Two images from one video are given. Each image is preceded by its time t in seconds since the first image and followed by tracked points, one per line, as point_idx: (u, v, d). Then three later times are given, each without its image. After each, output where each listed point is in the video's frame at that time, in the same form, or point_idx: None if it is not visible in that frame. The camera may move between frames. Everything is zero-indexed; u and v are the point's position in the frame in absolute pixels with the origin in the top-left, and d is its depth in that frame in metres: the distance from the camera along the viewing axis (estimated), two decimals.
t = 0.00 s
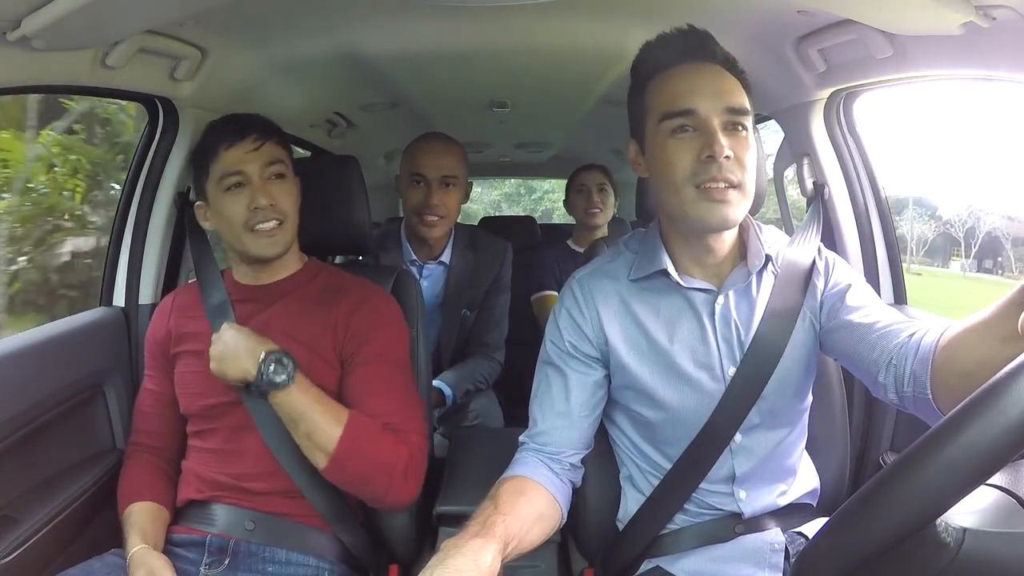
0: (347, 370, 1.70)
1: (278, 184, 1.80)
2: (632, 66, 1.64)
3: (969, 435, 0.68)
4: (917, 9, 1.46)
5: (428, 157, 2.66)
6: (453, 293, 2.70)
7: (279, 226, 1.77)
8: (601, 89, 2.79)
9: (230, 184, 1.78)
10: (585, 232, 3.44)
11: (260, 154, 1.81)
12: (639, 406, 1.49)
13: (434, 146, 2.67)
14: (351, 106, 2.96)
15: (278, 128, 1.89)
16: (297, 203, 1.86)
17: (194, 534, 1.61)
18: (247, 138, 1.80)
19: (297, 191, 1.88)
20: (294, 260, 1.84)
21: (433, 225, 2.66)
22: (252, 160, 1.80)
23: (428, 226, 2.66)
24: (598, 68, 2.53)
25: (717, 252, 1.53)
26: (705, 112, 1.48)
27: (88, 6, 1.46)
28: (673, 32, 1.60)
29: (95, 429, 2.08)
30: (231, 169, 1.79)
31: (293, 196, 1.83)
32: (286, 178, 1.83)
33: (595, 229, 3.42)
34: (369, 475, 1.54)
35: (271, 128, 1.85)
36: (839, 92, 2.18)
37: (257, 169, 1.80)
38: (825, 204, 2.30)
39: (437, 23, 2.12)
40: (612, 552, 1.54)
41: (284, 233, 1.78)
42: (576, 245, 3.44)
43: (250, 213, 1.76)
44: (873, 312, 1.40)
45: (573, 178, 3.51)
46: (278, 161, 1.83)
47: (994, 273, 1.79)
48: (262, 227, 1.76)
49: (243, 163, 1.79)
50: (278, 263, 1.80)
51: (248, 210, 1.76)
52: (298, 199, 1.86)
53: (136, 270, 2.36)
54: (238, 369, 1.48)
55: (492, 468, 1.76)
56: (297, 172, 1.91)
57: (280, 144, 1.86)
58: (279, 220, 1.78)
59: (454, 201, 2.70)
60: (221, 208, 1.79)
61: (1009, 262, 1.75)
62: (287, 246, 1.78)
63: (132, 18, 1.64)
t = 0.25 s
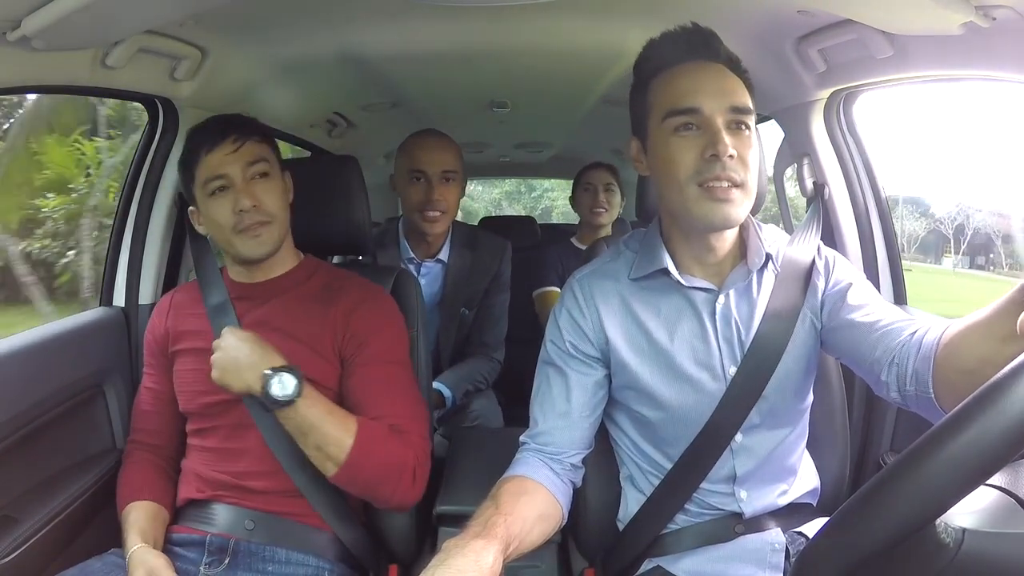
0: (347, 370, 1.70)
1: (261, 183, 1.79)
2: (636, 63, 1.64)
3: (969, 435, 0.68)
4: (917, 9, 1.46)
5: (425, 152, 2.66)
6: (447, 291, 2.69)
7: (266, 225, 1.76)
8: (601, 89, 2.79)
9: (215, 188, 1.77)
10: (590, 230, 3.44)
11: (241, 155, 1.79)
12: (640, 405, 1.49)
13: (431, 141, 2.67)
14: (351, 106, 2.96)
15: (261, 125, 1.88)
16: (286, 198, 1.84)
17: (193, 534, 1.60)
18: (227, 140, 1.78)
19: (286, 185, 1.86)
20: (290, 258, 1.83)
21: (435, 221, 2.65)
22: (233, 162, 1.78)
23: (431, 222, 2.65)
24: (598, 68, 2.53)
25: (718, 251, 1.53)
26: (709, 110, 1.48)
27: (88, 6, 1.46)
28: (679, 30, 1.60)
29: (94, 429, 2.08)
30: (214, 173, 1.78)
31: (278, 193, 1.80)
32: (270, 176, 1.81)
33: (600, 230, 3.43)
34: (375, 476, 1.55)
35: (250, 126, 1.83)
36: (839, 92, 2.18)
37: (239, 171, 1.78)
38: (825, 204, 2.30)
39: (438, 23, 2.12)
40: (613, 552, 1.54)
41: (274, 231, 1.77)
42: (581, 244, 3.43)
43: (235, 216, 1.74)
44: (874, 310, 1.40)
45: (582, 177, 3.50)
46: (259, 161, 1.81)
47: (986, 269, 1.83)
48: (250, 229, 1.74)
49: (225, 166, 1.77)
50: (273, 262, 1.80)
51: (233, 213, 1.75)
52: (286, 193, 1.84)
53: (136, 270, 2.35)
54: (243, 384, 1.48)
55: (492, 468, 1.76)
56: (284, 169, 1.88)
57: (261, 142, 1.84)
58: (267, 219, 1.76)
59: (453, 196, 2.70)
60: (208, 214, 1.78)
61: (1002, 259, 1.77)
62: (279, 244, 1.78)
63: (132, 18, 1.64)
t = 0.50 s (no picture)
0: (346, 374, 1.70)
1: (252, 187, 1.80)
2: (642, 66, 1.63)
3: (970, 434, 0.68)
4: (918, 9, 1.46)
5: (435, 153, 2.67)
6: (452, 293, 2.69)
7: (254, 230, 1.77)
8: (601, 89, 2.79)
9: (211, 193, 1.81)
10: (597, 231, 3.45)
11: (235, 159, 1.81)
12: (640, 406, 1.49)
13: (439, 143, 2.69)
14: (351, 106, 2.96)
15: (269, 126, 1.89)
16: (282, 199, 1.83)
17: (193, 534, 1.60)
18: (222, 145, 1.82)
19: (285, 186, 1.85)
20: (288, 263, 1.83)
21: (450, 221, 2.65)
22: (227, 166, 1.81)
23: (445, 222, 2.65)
24: (598, 68, 2.53)
25: (719, 252, 1.53)
26: (716, 110, 1.48)
27: (88, 6, 1.46)
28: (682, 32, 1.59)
29: (94, 429, 2.08)
30: (209, 178, 1.82)
31: (268, 197, 1.80)
32: (263, 178, 1.81)
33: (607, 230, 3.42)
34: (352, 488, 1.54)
35: (249, 129, 1.85)
36: (839, 92, 2.18)
37: (231, 175, 1.81)
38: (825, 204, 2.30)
39: (437, 23, 2.12)
40: (612, 552, 1.54)
41: (259, 236, 1.77)
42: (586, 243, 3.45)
43: (224, 220, 1.77)
44: (874, 313, 1.40)
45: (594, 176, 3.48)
46: (254, 164, 1.82)
47: (978, 270, 1.86)
48: (237, 233, 1.76)
49: (218, 170, 1.81)
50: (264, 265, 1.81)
51: (221, 217, 1.77)
52: (282, 195, 1.83)
53: (136, 270, 2.36)
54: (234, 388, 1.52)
55: (492, 468, 1.76)
56: (290, 169, 1.88)
57: (259, 145, 1.85)
58: (254, 224, 1.77)
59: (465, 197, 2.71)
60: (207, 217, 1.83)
61: (990, 259, 1.82)
62: (265, 248, 1.77)
63: (131, 18, 1.64)
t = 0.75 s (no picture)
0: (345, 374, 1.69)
1: (256, 184, 1.80)
2: (633, 68, 1.63)
3: (969, 435, 0.68)
4: (917, 9, 1.46)
5: (442, 151, 2.67)
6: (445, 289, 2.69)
7: (255, 228, 1.78)
8: (601, 89, 2.79)
9: (217, 186, 1.83)
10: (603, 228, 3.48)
11: (242, 155, 1.82)
12: (640, 406, 1.49)
13: (445, 142, 2.69)
14: (351, 106, 2.96)
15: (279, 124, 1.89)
16: (286, 199, 1.83)
17: (194, 534, 1.60)
18: (230, 140, 1.83)
19: (291, 186, 1.85)
20: (289, 262, 1.83)
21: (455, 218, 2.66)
22: (233, 162, 1.82)
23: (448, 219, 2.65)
24: (598, 68, 2.53)
25: (717, 251, 1.53)
26: (709, 110, 1.48)
27: (88, 6, 1.46)
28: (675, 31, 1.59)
29: (95, 429, 2.08)
30: (216, 171, 1.83)
31: (272, 195, 1.81)
32: (268, 176, 1.82)
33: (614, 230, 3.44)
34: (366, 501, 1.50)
35: (259, 127, 1.86)
36: (839, 92, 2.18)
37: (236, 170, 1.81)
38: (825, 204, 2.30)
39: (437, 23, 2.12)
40: (612, 552, 1.54)
41: (259, 234, 1.78)
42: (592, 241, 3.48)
43: (226, 216, 1.78)
44: (873, 310, 1.40)
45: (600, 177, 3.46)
46: (259, 161, 1.83)
47: (969, 269, 1.90)
48: (238, 229, 1.78)
49: (225, 165, 1.82)
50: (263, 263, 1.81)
51: (224, 213, 1.79)
52: (287, 195, 1.83)
53: (136, 270, 2.36)
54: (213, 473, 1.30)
55: (492, 468, 1.76)
56: (297, 168, 1.88)
57: (266, 143, 1.85)
58: (256, 221, 1.78)
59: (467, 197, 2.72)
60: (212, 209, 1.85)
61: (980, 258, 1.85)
62: (264, 247, 1.78)
63: (132, 18, 1.64)
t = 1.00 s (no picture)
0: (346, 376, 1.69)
1: (256, 184, 1.80)
2: (633, 68, 1.63)
3: (970, 435, 0.68)
4: (918, 9, 1.46)
5: (434, 151, 2.66)
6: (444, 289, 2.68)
7: (254, 228, 1.78)
8: (601, 89, 2.79)
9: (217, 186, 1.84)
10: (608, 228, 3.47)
11: (241, 155, 1.82)
12: (641, 406, 1.49)
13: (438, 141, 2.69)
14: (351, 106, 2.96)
15: (280, 124, 1.89)
16: (285, 198, 1.83)
17: (195, 534, 1.58)
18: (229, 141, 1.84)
19: (291, 185, 1.84)
20: (290, 263, 1.83)
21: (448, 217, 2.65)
22: (233, 162, 1.82)
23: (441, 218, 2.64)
24: (598, 68, 2.53)
25: (718, 252, 1.53)
26: (705, 113, 1.48)
27: (88, 6, 1.46)
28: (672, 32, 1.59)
29: (95, 429, 2.08)
30: (216, 171, 1.84)
31: (272, 195, 1.80)
32: (268, 176, 1.82)
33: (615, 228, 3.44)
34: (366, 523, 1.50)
35: (259, 127, 1.86)
36: (839, 92, 2.18)
37: (236, 170, 1.82)
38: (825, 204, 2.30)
39: (438, 23, 2.13)
40: (613, 553, 1.54)
41: (257, 233, 1.77)
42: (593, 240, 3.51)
43: (226, 216, 1.79)
44: (875, 310, 1.40)
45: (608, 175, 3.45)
46: (259, 161, 1.83)
47: (961, 268, 1.94)
48: (238, 230, 1.78)
49: (225, 166, 1.83)
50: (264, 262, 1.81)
51: (224, 213, 1.79)
52: (286, 194, 1.83)
53: (136, 270, 2.36)
54: None
55: (492, 468, 1.76)
56: (297, 168, 1.87)
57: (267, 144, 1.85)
58: (254, 221, 1.78)
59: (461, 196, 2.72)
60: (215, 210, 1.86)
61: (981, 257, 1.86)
62: (263, 247, 1.77)
63: (132, 18, 1.64)
